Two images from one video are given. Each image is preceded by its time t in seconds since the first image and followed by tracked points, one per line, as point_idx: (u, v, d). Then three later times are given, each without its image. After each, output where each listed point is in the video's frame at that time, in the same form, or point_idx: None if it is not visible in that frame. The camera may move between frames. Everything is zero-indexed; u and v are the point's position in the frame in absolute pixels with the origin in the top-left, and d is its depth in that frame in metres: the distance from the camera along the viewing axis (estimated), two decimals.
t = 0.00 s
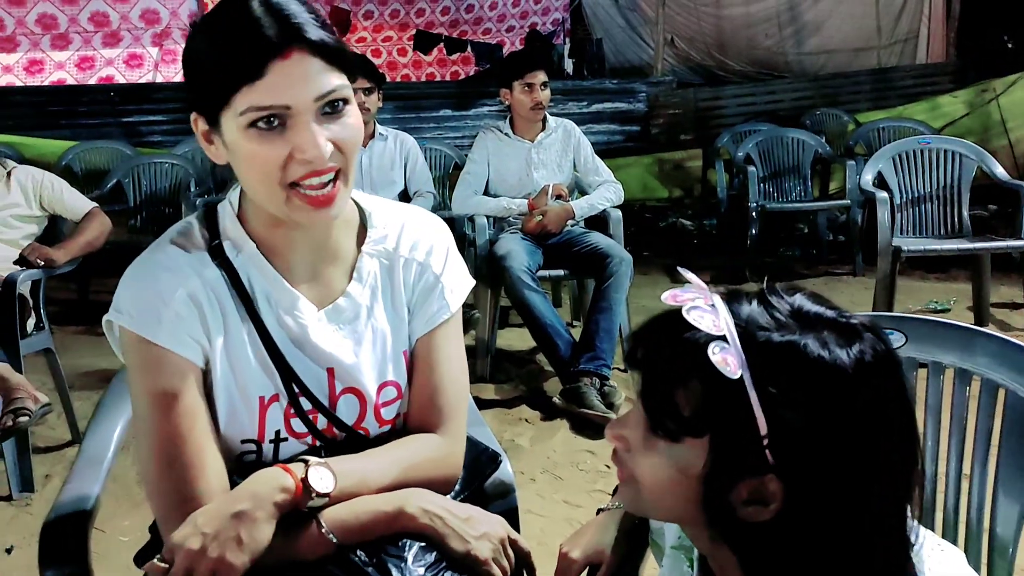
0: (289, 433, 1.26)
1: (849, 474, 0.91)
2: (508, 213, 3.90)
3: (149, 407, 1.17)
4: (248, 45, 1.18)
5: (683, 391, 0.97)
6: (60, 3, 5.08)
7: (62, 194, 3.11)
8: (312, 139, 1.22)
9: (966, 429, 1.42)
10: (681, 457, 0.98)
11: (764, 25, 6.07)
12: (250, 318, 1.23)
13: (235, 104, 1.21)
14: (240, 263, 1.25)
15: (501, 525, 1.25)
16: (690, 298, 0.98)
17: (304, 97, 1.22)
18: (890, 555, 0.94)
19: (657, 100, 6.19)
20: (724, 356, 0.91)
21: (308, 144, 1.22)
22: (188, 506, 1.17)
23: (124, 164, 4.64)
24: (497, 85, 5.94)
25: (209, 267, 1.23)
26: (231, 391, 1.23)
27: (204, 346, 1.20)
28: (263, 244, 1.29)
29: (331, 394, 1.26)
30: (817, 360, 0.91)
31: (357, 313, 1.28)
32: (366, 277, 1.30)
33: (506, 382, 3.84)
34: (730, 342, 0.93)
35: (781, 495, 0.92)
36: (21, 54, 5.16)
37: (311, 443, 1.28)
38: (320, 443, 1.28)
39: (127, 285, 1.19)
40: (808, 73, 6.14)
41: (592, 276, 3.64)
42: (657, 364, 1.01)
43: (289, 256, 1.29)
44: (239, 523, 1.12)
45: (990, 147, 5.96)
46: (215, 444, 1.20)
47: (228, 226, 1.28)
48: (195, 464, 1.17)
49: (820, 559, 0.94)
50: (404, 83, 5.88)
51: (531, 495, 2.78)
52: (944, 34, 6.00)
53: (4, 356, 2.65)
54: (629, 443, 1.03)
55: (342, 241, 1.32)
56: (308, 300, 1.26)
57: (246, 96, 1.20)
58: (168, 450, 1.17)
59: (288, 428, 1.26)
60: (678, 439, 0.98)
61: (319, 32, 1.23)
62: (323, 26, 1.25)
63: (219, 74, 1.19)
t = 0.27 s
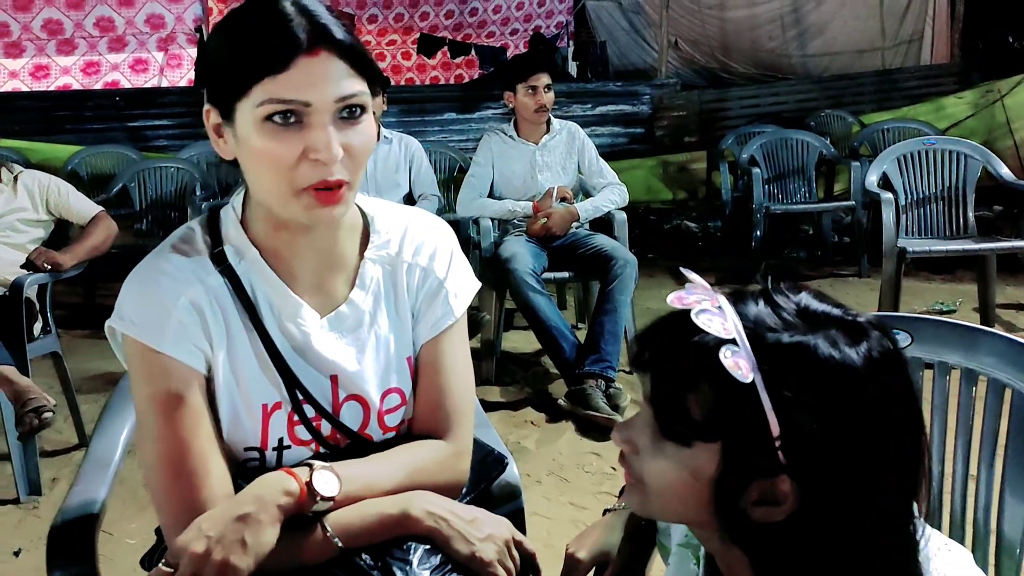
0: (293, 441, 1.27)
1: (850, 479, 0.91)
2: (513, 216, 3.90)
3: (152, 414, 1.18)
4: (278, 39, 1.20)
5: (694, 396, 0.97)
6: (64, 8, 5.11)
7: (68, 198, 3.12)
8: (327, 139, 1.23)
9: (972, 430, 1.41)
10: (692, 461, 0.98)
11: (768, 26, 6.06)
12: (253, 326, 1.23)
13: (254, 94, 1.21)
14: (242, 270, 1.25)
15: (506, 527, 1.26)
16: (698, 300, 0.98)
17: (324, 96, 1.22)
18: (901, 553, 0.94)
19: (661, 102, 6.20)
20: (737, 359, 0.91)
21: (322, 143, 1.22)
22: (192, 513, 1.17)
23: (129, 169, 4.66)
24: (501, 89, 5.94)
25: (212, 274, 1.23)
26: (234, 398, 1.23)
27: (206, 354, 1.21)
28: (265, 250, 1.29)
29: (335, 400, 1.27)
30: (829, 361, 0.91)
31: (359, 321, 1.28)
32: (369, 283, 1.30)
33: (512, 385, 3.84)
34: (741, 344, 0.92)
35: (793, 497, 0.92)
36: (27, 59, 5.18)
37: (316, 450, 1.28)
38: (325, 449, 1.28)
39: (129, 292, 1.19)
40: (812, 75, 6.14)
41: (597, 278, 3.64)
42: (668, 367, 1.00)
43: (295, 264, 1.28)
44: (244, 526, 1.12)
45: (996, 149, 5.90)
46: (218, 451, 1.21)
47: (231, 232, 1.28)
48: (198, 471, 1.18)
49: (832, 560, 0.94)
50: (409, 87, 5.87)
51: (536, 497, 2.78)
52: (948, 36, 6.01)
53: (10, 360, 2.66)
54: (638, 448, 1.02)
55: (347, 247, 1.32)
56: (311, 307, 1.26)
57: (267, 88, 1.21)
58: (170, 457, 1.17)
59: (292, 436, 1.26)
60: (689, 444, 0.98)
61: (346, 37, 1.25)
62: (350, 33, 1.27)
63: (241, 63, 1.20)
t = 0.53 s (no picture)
0: (293, 447, 1.27)
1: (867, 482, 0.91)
2: (516, 219, 3.90)
3: (151, 420, 1.19)
4: (285, 38, 1.21)
5: (723, 403, 0.96)
6: (69, 15, 5.13)
7: (72, 205, 3.12)
8: (326, 139, 1.22)
9: (977, 432, 1.42)
10: (720, 469, 0.96)
11: (771, 29, 6.16)
12: (252, 332, 1.23)
13: (256, 91, 1.21)
14: (241, 277, 1.25)
15: (509, 529, 1.26)
16: (725, 307, 0.97)
17: (327, 96, 1.22)
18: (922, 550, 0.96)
19: (664, 105, 6.21)
20: (775, 367, 0.90)
21: (322, 142, 1.22)
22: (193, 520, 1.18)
23: (132, 175, 4.67)
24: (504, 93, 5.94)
25: (212, 280, 1.24)
26: (234, 403, 1.24)
27: (205, 360, 1.21)
28: (264, 257, 1.29)
29: (335, 405, 1.27)
30: (863, 365, 0.92)
31: (359, 327, 1.28)
32: (368, 289, 1.31)
33: (515, 388, 3.84)
34: (773, 351, 0.92)
35: (823, 502, 0.92)
36: (31, 66, 5.22)
37: (317, 455, 1.29)
38: (326, 454, 1.29)
39: (128, 299, 1.20)
40: (814, 78, 6.19)
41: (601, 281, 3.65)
42: (694, 374, 0.99)
43: (294, 270, 1.29)
44: (246, 529, 1.12)
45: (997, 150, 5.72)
46: (219, 455, 1.21)
47: (230, 239, 1.29)
48: (199, 477, 1.18)
49: (860, 561, 0.94)
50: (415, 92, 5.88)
51: (541, 500, 2.78)
52: (950, 38, 6.03)
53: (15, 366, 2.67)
54: (660, 455, 1.01)
55: (346, 252, 1.32)
56: (310, 313, 1.26)
57: (272, 84, 1.21)
58: (170, 463, 1.18)
59: (292, 442, 1.27)
60: (710, 452, 0.97)
61: (355, 42, 1.26)
62: (359, 39, 1.28)
63: (249, 61, 1.21)
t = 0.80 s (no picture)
0: (296, 457, 1.27)
1: (871, 496, 0.91)
2: (519, 225, 3.90)
3: (152, 429, 1.19)
4: (258, 53, 1.19)
5: (734, 410, 0.96)
6: (71, 24, 5.16)
7: (75, 214, 3.14)
8: (303, 154, 1.22)
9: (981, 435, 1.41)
10: (727, 478, 0.96)
11: (773, 32, 6.22)
12: (256, 342, 1.23)
13: (235, 109, 1.22)
14: (246, 285, 1.24)
15: (511, 539, 1.26)
16: (738, 312, 0.96)
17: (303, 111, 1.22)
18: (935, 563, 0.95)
19: (667, 109, 6.16)
20: (782, 378, 0.89)
21: (297, 158, 1.22)
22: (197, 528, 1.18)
23: (135, 183, 4.67)
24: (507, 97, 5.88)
25: (215, 289, 1.23)
26: (238, 413, 1.24)
27: (209, 369, 1.21)
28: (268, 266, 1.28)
29: (338, 415, 1.26)
30: (877, 378, 0.91)
31: (363, 337, 1.28)
32: (371, 298, 1.30)
33: (519, 395, 3.83)
34: (786, 361, 0.91)
35: (829, 516, 0.91)
36: (35, 75, 5.25)
37: (320, 465, 1.29)
38: (329, 463, 1.29)
39: (133, 306, 1.20)
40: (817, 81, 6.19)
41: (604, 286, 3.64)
42: (705, 380, 0.99)
43: (294, 279, 1.27)
44: (248, 539, 1.11)
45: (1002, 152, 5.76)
46: (220, 465, 1.22)
47: (234, 246, 1.28)
48: (203, 487, 1.19)
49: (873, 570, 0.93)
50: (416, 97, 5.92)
51: (544, 508, 2.77)
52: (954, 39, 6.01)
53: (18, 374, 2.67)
54: (668, 460, 1.01)
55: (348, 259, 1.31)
56: (314, 323, 1.26)
57: (248, 102, 1.21)
58: (176, 473, 1.18)
59: (295, 452, 1.27)
60: (717, 459, 0.96)
61: (333, 50, 1.23)
62: (342, 48, 1.25)
63: (227, 78, 1.20)
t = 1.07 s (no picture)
0: (290, 471, 1.28)
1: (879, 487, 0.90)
2: (521, 232, 3.90)
3: (146, 445, 1.20)
4: (271, 68, 1.19)
5: (740, 405, 0.95)
6: (76, 33, 5.18)
7: (79, 224, 3.14)
8: (325, 171, 1.22)
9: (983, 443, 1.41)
10: (737, 473, 0.95)
11: (775, 37, 6.26)
12: (249, 356, 1.23)
13: (248, 127, 1.20)
14: (237, 298, 1.25)
15: (508, 550, 1.27)
16: (740, 309, 0.96)
17: (324, 128, 1.22)
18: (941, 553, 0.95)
19: (670, 115, 6.17)
20: (790, 370, 0.89)
21: (322, 176, 1.22)
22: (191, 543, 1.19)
23: (139, 192, 4.69)
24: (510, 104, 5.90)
25: (207, 303, 1.24)
26: (231, 428, 1.24)
27: (201, 384, 1.22)
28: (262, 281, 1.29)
29: (332, 428, 1.27)
30: (882, 369, 0.91)
31: (356, 349, 1.28)
32: (365, 310, 1.30)
33: (523, 401, 3.83)
34: (791, 354, 0.91)
35: (839, 507, 0.91)
36: (39, 85, 5.24)
37: (315, 478, 1.29)
38: (324, 477, 1.29)
39: (125, 322, 1.21)
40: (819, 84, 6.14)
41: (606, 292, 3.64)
42: (709, 377, 0.98)
43: (287, 294, 1.28)
44: (242, 553, 1.13)
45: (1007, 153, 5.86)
46: (214, 479, 1.23)
47: (224, 262, 1.28)
48: (196, 502, 1.20)
49: (881, 566, 0.93)
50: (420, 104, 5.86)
51: (547, 514, 2.77)
52: (956, 41, 6.00)
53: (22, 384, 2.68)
54: (676, 460, 1.01)
55: (343, 272, 1.32)
56: (307, 336, 1.26)
57: (265, 119, 1.20)
58: (168, 487, 1.19)
59: (289, 466, 1.27)
60: (724, 455, 0.96)
61: (343, 67, 1.25)
62: (345, 60, 1.26)
63: (239, 97, 1.19)
